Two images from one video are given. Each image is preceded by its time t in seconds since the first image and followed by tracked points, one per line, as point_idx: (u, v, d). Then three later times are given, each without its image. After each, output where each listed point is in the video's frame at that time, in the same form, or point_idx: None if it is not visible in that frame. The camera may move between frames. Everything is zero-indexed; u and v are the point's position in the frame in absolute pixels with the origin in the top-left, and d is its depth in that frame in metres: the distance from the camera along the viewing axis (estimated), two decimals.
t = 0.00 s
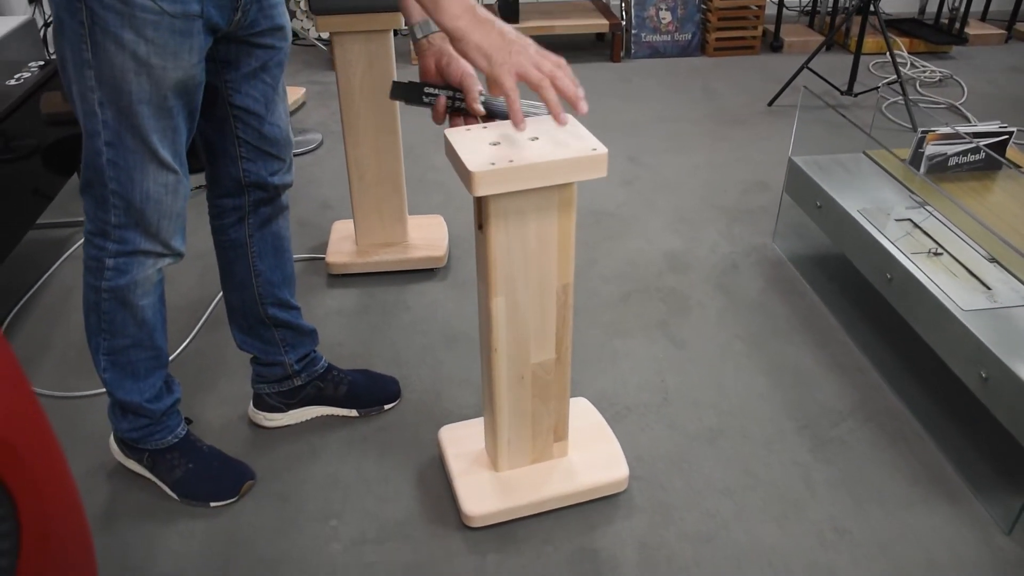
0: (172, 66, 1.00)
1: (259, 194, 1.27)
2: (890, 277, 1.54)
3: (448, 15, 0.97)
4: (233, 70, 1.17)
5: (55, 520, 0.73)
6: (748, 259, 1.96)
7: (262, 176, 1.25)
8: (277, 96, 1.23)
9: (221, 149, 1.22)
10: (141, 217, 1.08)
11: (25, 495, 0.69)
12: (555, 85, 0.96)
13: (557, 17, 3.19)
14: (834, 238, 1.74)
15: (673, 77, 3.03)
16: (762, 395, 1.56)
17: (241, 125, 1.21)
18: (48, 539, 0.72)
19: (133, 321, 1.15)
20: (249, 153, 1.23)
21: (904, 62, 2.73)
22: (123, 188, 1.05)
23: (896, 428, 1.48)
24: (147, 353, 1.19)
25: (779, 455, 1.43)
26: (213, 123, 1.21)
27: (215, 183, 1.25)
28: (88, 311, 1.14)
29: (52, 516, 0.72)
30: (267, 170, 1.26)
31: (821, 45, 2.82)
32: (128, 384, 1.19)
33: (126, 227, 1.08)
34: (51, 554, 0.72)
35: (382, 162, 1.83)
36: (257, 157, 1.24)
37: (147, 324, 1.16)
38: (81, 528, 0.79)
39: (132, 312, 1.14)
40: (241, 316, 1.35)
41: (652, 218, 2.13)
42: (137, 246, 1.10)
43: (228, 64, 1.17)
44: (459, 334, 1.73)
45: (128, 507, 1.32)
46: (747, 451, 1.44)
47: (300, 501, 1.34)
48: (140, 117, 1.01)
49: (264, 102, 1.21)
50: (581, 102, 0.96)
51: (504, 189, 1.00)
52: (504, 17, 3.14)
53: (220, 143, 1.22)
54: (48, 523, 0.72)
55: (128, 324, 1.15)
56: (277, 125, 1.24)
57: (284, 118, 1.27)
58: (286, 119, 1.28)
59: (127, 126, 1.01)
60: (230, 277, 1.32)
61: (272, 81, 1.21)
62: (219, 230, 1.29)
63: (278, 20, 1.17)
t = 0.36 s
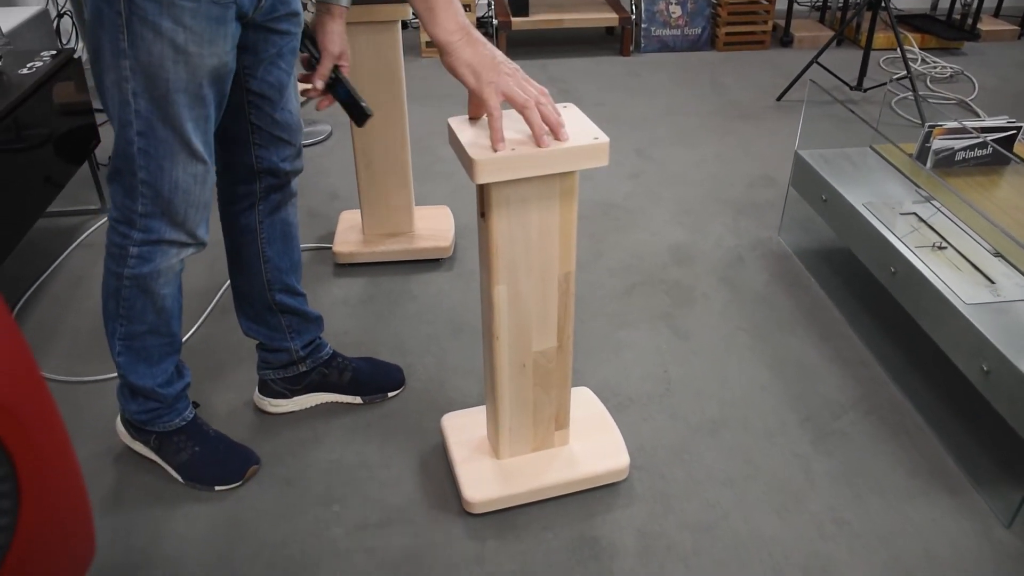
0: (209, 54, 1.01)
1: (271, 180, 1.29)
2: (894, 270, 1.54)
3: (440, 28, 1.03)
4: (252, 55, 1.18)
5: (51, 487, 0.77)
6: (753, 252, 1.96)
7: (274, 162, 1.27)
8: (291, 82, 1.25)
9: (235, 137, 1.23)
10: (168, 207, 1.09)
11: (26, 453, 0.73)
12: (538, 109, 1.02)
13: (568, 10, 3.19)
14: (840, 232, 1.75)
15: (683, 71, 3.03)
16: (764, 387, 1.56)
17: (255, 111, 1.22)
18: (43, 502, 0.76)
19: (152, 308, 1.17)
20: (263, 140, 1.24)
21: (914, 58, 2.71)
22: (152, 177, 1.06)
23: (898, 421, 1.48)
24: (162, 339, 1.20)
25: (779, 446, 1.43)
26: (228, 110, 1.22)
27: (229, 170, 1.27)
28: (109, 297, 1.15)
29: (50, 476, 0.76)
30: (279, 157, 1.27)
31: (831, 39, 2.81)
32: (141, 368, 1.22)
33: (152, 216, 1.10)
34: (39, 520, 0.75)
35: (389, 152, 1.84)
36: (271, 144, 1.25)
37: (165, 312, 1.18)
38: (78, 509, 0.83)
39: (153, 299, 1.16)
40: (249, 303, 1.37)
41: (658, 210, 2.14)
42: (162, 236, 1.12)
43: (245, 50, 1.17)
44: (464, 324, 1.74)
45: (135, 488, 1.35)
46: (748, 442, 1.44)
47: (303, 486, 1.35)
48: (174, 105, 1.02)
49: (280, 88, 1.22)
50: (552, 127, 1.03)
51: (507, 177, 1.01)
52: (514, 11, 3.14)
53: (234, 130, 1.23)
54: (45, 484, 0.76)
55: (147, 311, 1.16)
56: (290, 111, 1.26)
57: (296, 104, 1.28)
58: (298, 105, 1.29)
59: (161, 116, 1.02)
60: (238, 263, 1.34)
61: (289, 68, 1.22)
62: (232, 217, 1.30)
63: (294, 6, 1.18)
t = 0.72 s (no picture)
0: (246, 43, 1.02)
1: (283, 170, 1.30)
2: (899, 265, 1.55)
3: None
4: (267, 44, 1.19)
5: (53, 465, 0.66)
6: (759, 247, 1.97)
7: (286, 151, 1.28)
8: (303, 71, 1.26)
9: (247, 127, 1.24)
10: (199, 201, 1.10)
11: (23, 426, 0.62)
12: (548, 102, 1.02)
13: (578, 4, 3.20)
14: (847, 228, 1.75)
15: (692, 65, 3.02)
16: (767, 381, 1.57)
17: (268, 100, 1.23)
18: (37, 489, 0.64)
19: (173, 297, 1.17)
20: (276, 130, 1.26)
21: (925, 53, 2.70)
22: (186, 171, 1.07)
23: (901, 416, 1.49)
24: (178, 327, 1.22)
25: (781, 439, 1.44)
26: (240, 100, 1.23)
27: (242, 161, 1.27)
28: (131, 284, 1.16)
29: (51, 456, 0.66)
30: (291, 146, 1.28)
31: (841, 34, 2.80)
32: (156, 351, 1.23)
33: (182, 210, 1.10)
34: (40, 504, 0.64)
35: (397, 144, 1.85)
36: (282, 134, 1.26)
37: (185, 301, 1.19)
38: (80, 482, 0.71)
39: (175, 290, 1.17)
40: (256, 294, 1.39)
41: (664, 204, 2.15)
42: (192, 230, 1.12)
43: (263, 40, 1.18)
44: (469, 315, 1.75)
45: (144, 473, 1.37)
46: (750, 435, 1.45)
47: (308, 473, 1.37)
48: (212, 98, 1.02)
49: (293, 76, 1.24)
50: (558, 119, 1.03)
51: (509, 168, 1.02)
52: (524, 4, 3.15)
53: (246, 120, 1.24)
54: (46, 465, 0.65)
55: (167, 300, 1.17)
56: (301, 100, 1.27)
57: (306, 94, 1.29)
58: (308, 95, 1.30)
59: (197, 110, 1.03)
60: (246, 251, 1.35)
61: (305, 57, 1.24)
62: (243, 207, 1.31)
63: None
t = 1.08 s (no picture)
0: (264, 40, 1.04)
1: (287, 163, 1.30)
2: (906, 263, 1.55)
3: None
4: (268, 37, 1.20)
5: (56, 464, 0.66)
6: (766, 243, 1.97)
7: (288, 143, 1.28)
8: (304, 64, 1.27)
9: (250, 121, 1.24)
10: (213, 198, 1.10)
11: (29, 417, 0.62)
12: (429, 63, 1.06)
13: None
14: (855, 224, 1.74)
15: (701, 62, 3.02)
16: (773, 376, 1.57)
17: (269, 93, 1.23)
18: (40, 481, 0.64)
19: (178, 289, 1.18)
20: (277, 123, 1.26)
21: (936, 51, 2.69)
22: (201, 169, 1.07)
23: (907, 413, 1.48)
24: (178, 316, 1.23)
25: (786, 435, 1.44)
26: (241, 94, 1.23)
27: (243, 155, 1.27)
28: (136, 275, 1.17)
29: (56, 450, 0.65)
30: (294, 139, 1.29)
31: (851, 31, 2.79)
32: (156, 338, 1.25)
33: (196, 208, 1.10)
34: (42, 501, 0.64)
35: (405, 138, 1.85)
36: (284, 126, 1.27)
37: (189, 293, 1.20)
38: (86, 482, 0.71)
39: (182, 282, 1.17)
40: (262, 287, 1.40)
41: (672, 200, 2.15)
42: (204, 226, 1.12)
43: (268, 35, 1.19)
44: (475, 309, 1.76)
45: (151, 461, 1.38)
46: (754, 430, 1.45)
47: (313, 464, 1.38)
48: (230, 96, 1.03)
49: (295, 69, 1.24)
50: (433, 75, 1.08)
51: (516, 161, 1.02)
52: None
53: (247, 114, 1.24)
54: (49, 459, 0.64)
55: (174, 292, 1.18)
56: (301, 92, 1.28)
57: (306, 87, 1.30)
58: (306, 87, 1.31)
59: (214, 108, 1.03)
60: (250, 244, 1.36)
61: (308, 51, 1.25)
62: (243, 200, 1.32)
63: None
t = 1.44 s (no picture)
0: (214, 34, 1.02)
1: (279, 152, 1.29)
2: (913, 252, 1.54)
3: None
4: (249, 28, 1.20)
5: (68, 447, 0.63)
6: (773, 231, 1.96)
7: (281, 133, 1.27)
8: (287, 53, 1.26)
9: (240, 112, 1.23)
10: (172, 183, 1.12)
11: (41, 399, 0.60)
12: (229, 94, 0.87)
13: None
14: (861, 213, 1.74)
15: (709, 50, 3.01)
16: (778, 364, 1.57)
17: (256, 84, 1.22)
18: (49, 469, 0.61)
19: (153, 273, 1.22)
20: (267, 112, 1.24)
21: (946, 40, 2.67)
22: (157, 156, 1.09)
23: (911, 402, 1.49)
24: (164, 300, 1.27)
25: (790, 422, 1.45)
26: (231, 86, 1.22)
27: (233, 146, 1.27)
28: (112, 262, 1.21)
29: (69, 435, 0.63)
30: (285, 128, 1.28)
31: (861, 18, 2.77)
32: (146, 325, 1.28)
33: (156, 193, 1.13)
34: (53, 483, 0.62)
35: (413, 124, 1.86)
36: (274, 116, 1.26)
37: (165, 277, 1.23)
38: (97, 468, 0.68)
39: (154, 266, 1.21)
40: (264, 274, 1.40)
41: (678, 187, 2.14)
42: (166, 210, 1.15)
43: (242, 23, 1.20)
44: (481, 295, 1.77)
45: (159, 443, 1.40)
46: (758, 417, 1.46)
47: (319, 447, 1.39)
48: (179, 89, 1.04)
49: (277, 59, 1.24)
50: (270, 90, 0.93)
51: (522, 146, 1.02)
52: None
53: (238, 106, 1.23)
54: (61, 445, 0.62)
55: (148, 276, 1.22)
56: (289, 81, 1.27)
57: (295, 73, 1.29)
58: (296, 74, 1.30)
59: (165, 100, 1.05)
60: (251, 233, 1.36)
61: (285, 36, 1.24)
62: (240, 190, 1.32)
63: None
